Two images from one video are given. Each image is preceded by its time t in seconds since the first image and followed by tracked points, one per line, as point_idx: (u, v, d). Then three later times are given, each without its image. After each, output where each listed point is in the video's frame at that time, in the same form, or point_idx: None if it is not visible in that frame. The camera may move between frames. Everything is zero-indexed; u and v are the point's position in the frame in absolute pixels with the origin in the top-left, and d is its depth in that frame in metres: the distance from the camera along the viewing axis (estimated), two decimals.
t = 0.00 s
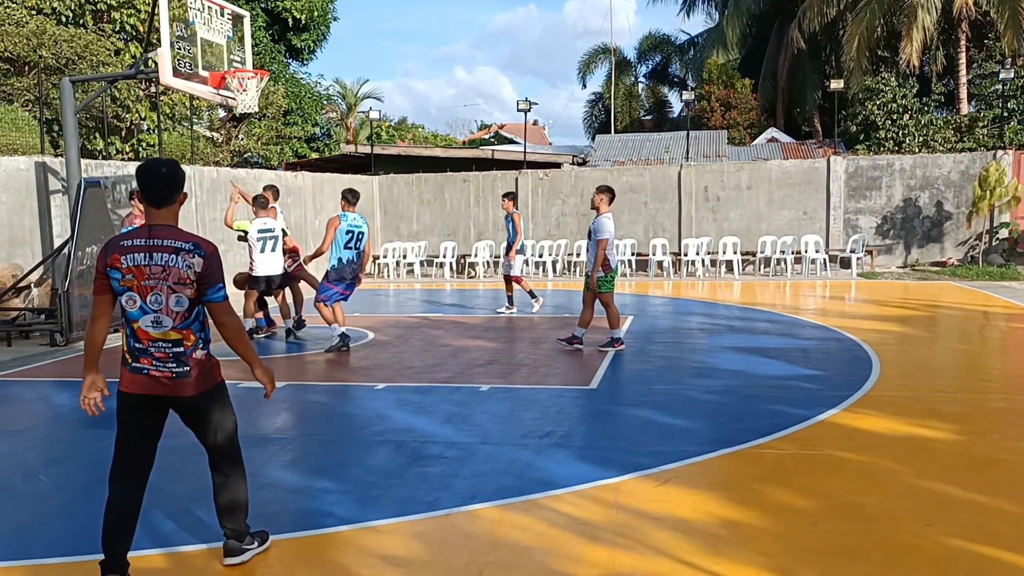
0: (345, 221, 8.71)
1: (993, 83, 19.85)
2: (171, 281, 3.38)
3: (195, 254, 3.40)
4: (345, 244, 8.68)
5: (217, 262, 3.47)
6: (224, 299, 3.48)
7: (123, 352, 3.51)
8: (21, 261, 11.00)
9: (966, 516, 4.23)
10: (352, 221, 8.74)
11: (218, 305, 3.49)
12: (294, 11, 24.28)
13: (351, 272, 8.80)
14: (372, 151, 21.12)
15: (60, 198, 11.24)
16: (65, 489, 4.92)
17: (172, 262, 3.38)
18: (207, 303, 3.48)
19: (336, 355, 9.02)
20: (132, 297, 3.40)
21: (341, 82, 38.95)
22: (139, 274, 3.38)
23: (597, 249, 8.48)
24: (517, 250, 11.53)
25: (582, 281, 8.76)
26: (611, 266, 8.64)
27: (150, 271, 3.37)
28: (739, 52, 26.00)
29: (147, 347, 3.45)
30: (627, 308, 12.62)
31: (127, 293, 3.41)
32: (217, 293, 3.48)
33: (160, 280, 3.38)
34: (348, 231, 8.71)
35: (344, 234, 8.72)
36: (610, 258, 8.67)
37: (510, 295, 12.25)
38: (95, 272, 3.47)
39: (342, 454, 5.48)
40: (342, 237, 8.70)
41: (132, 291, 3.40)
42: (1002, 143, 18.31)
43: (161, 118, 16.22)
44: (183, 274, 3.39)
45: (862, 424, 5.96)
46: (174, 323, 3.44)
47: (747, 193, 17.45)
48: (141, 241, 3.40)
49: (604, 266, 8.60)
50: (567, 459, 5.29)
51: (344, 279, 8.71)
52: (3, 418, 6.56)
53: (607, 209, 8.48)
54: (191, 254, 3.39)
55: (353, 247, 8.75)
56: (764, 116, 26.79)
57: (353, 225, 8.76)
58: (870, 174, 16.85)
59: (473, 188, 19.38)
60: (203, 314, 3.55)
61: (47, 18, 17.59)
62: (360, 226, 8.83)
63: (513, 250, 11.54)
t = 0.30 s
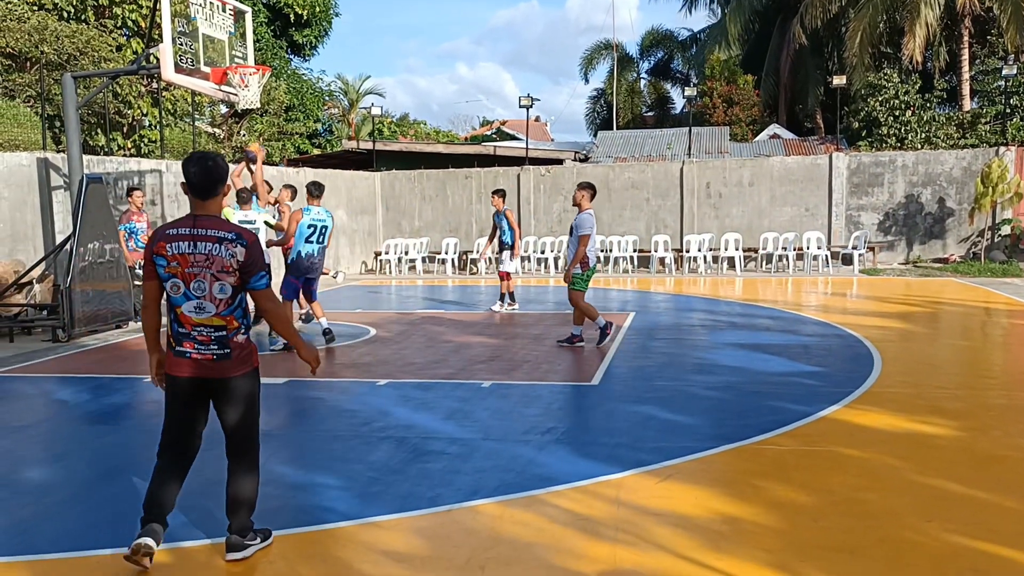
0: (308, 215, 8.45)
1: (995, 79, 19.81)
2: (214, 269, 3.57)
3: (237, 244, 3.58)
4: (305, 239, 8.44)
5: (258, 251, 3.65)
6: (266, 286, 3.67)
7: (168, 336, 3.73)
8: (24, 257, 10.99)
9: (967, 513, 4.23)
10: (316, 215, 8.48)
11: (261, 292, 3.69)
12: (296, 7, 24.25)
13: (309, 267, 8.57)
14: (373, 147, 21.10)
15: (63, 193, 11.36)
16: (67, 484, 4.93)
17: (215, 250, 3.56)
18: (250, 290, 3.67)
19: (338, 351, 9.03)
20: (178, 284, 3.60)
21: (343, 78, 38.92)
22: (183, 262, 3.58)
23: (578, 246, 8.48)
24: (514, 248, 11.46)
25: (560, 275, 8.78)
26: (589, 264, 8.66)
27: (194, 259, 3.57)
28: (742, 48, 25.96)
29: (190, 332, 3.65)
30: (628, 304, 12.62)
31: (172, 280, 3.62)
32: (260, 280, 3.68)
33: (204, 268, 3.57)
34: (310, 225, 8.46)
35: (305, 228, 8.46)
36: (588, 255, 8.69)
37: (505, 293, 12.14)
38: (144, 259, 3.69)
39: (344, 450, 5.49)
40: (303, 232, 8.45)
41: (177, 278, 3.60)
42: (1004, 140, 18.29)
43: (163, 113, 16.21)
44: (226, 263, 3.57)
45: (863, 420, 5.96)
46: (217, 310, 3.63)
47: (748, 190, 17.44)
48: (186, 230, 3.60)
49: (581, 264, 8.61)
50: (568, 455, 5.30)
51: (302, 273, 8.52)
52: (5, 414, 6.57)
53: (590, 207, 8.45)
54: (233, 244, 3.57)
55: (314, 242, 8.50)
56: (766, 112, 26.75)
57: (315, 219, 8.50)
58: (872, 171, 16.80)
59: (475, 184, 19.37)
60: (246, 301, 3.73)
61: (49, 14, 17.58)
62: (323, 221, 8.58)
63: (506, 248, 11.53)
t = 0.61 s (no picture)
0: (287, 216, 8.29)
1: (995, 82, 19.82)
2: (235, 269, 3.69)
3: (259, 246, 3.71)
4: (285, 240, 8.25)
5: (278, 254, 3.78)
6: (286, 288, 3.79)
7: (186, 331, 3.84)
8: (24, 260, 10.98)
9: (965, 515, 4.24)
10: (295, 215, 8.31)
11: (279, 293, 3.79)
12: (297, 10, 24.30)
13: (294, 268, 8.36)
14: (374, 150, 21.12)
15: (64, 196, 11.49)
16: (68, 487, 4.94)
17: (237, 252, 3.68)
18: (269, 291, 3.78)
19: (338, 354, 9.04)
20: (199, 281, 3.71)
21: (344, 81, 38.97)
22: (205, 261, 3.69)
23: (563, 249, 8.50)
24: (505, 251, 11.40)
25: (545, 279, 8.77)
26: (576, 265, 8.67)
27: (216, 259, 3.68)
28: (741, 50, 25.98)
29: (207, 327, 3.76)
30: (628, 307, 12.63)
31: (194, 278, 3.73)
32: (279, 281, 3.79)
33: (226, 268, 3.68)
34: (290, 226, 8.29)
35: (286, 229, 8.30)
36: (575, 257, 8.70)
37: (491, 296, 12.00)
38: (167, 257, 3.80)
39: (344, 453, 5.50)
40: (283, 233, 8.28)
41: (199, 276, 3.71)
42: (1004, 142, 18.30)
43: (164, 116, 16.22)
44: (247, 263, 3.69)
45: (863, 423, 5.96)
46: (235, 308, 3.74)
47: (748, 192, 17.46)
48: (210, 231, 3.72)
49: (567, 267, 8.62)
50: (568, 458, 5.31)
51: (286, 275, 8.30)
52: (5, 417, 6.57)
53: (573, 209, 8.44)
54: (255, 245, 3.71)
55: (295, 243, 8.30)
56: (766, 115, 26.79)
57: (296, 220, 8.33)
58: (872, 173, 16.83)
59: (475, 187, 19.39)
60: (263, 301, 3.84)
61: (50, 17, 17.62)
62: (304, 222, 8.38)
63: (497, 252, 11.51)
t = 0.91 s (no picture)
0: (278, 226, 8.32)
1: (994, 88, 19.87)
2: (242, 277, 3.75)
3: (264, 255, 3.77)
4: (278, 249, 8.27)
5: (282, 262, 3.84)
6: (287, 295, 3.84)
7: (196, 338, 3.90)
8: (25, 266, 11.00)
9: (965, 521, 4.24)
10: (287, 224, 8.34)
11: (282, 299, 3.85)
12: (297, 16, 24.36)
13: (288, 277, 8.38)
14: (374, 155, 21.15)
15: (64, 203, 11.49)
16: (67, 493, 4.94)
17: (243, 260, 3.74)
18: (273, 297, 3.84)
19: (338, 360, 9.04)
20: (208, 291, 3.78)
21: (344, 87, 39.05)
22: (214, 271, 3.76)
23: (544, 255, 8.48)
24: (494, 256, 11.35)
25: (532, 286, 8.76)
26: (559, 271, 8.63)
27: (224, 269, 3.74)
28: (741, 57, 26.05)
29: (216, 334, 3.82)
30: (628, 313, 12.64)
31: (203, 287, 3.79)
32: (281, 288, 3.85)
33: (233, 277, 3.74)
34: (282, 235, 8.31)
35: (278, 239, 8.32)
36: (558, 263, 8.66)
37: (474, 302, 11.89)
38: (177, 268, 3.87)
39: (344, 459, 5.50)
40: (276, 242, 8.30)
41: (208, 286, 3.77)
42: (1003, 148, 18.34)
43: (165, 123, 16.26)
44: (253, 271, 3.75)
45: (863, 429, 5.97)
46: (242, 314, 3.80)
47: (748, 198, 17.48)
48: (218, 243, 3.78)
49: (551, 272, 8.60)
50: (568, 464, 5.30)
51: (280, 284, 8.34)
52: (5, 423, 6.58)
53: (554, 215, 8.42)
54: (260, 254, 3.76)
55: (288, 251, 8.32)
56: (766, 121, 26.84)
57: (288, 229, 8.36)
58: (871, 179, 16.86)
59: (475, 193, 19.41)
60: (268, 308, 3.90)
61: (51, 24, 17.67)
62: (295, 231, 8.43)
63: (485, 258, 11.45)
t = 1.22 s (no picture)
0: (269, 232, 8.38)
1: (991, 94, 19.91)
2: (254, 270, 4.14)
3: (273, 249, 4.17)
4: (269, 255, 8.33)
5: (288, 255, 4.24)
6: (295, 288, 4.23)
7: (213, 333, 4.25)
8: (24, 271, 10.99)
9: (964, 526, 4.25)
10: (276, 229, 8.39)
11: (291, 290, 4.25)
12: (297, 22, 24.38)
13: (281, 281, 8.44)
14: (374, 161, 21.16)
15: (63, 208, 11.50)
16: (65, 499, 4.94)
17: (254, 255, 4.13)
18: (283, 289, 4.23)
19: (337, 365, 9.03)
20: (221, 285, 4.15)
21: (343, 93, 39.08)
22: (226, 266, 4.13)
23: (538, 259, 8.44)
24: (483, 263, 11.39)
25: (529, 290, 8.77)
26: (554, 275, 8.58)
27: (236, 263, 4.12)
28: (740, 62, 26.10)
29: (233, 326, 4.18)
30: (628, 318, 12.64)
31: (217, 282, 4.16)
32: (290, 281, 4.25)
33: (245, 270, 4.13)
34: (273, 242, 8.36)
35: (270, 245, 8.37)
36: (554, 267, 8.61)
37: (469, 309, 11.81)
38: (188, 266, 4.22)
39: (343, 464, 5.50)
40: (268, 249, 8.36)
41: (221, 280, 4.14)
42: (1001, 154, 18.38)
43: (164, 128, 16.27)
44: (263, 264, 4.14)
45: (862, 434, 5.97)
46: (256, 305, 4.18)
47: (747, 204, 17.49)
48: (227, 240, 4.16)
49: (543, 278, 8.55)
50: (567, 469, 5.31)
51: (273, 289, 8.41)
52: (4, 429, 6.57)
53: (549, 221, 8.38)
54: (269, 248, 4.16)
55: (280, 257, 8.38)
56: (764, 127, 26.87)
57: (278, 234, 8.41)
58: (870, 185, 16.89)
59: (474, 198, 19.43)
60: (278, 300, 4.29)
61: (51, 29, 17.68)
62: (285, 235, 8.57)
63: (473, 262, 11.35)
